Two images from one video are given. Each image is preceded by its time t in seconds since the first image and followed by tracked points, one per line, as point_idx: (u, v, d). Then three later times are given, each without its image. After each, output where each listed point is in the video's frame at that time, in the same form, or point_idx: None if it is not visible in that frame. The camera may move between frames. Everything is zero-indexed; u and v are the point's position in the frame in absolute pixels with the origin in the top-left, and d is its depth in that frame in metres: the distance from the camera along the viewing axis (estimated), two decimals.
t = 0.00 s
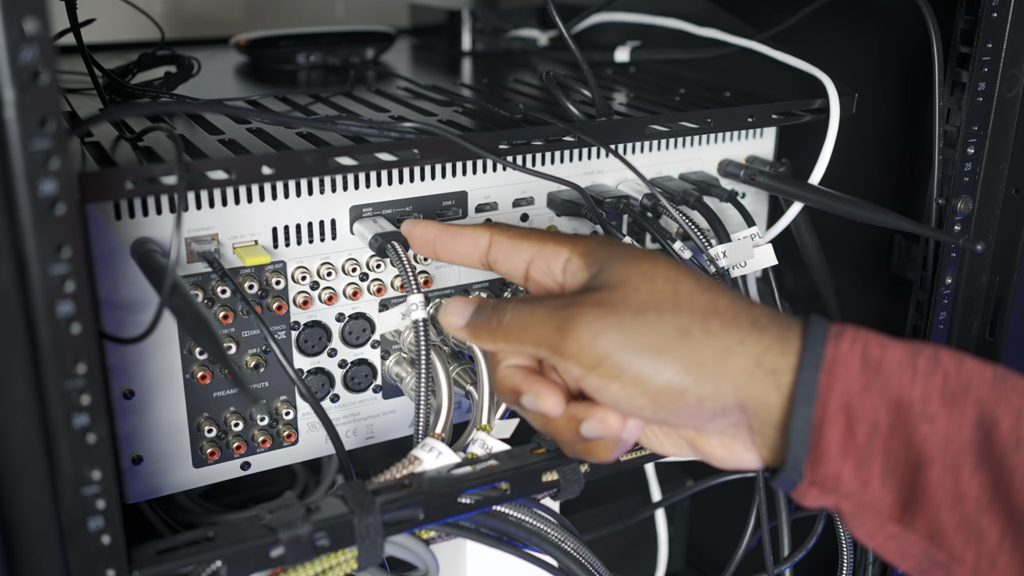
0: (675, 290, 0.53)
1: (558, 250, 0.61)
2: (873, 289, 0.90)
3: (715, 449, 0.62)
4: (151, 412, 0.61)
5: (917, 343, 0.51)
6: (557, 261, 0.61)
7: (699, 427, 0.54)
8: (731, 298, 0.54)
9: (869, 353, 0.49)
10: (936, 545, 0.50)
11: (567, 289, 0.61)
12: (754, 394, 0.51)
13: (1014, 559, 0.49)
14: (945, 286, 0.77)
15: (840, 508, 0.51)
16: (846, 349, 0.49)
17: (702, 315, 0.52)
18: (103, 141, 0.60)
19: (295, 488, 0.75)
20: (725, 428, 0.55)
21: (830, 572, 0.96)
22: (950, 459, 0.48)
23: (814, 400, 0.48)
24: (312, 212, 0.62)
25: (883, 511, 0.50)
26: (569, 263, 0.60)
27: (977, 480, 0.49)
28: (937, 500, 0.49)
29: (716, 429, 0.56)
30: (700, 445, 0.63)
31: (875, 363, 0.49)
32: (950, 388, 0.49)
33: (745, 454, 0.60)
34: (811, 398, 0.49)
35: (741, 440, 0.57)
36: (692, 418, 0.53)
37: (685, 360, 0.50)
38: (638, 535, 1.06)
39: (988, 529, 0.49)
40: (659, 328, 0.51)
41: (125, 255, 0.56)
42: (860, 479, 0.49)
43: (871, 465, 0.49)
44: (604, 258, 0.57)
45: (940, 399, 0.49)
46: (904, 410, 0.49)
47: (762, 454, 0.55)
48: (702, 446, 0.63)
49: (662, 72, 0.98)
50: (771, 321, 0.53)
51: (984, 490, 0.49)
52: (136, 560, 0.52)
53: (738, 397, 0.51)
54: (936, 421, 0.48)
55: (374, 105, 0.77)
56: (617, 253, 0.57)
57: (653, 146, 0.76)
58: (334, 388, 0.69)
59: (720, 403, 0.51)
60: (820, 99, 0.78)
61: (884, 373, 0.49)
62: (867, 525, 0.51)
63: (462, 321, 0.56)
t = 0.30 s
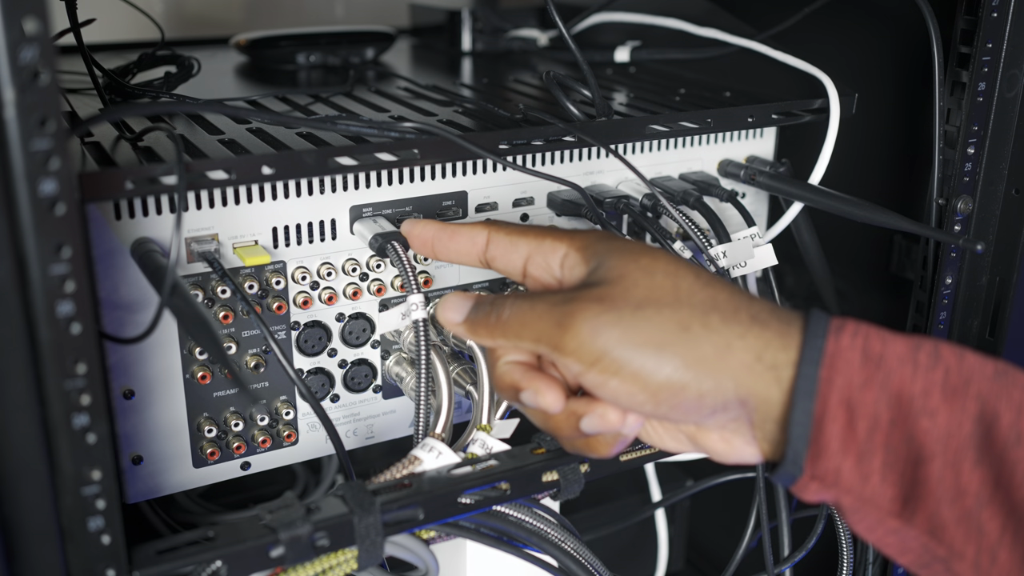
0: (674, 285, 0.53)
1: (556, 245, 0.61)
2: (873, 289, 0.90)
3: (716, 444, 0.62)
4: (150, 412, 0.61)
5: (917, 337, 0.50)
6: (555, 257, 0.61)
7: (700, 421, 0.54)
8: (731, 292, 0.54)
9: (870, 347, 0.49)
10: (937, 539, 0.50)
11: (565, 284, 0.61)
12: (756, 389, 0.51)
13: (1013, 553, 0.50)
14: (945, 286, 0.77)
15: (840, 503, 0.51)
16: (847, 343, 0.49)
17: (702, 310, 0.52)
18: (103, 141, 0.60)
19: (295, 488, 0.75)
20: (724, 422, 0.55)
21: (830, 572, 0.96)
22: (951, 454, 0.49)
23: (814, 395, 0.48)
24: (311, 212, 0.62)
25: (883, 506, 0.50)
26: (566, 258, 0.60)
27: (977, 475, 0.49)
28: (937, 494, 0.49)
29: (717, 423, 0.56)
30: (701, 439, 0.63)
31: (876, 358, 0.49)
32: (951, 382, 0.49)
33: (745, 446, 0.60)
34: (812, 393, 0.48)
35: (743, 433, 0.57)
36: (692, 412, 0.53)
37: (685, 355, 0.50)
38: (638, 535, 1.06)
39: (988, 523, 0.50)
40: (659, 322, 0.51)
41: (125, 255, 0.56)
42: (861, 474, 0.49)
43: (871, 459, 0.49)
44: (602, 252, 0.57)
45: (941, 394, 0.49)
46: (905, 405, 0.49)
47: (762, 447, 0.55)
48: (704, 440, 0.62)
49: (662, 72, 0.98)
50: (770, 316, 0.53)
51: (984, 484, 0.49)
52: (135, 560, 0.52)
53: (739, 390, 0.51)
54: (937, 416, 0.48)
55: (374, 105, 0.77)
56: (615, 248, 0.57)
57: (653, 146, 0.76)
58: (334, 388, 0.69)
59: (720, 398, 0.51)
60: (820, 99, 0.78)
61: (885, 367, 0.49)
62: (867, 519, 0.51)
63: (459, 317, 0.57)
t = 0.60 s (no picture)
0: (674, 294, 0.53)
1: (556, 253, 0.61)
2: (873, 290, 0.90)
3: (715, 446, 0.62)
4: (151, 412, 0.61)
5: (916, 345, 0.51)
6: (554, 266, 0.61)
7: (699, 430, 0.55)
8: (731, 301, 0.54)
9: (867, 355, 0.49)
10: (935, 547, 0.50)
11: (565, 293, 0.61)
12: (756, 399, 0.51)
13: (1013, 560, 0.50)
14: (945, 287, 0.77)
15: (839, 511, 0.51)
16: (846, 351, 0.49)
17: (702, 319, 0.52)
18: (103, 141, 0.60)
19: (295, 488, 0.75)
20: (724, 432, 0.55)
21: (830, 572, 0.96)
22: (949, 462, 0.49)
23: (813, 404, 0.48)
24: (311, 212, 0.62)
25: (882, 514, 0.50)
26: (566, 267, 0.60)
27: (975, 482, 0.49)
28: (935, 502, 0.49)
29: (716, 433, 0.56)
30: (701, 443, 0.63)
31: (874, 366, 0.49)
32: (948, 391, 0.49)
33: (744, 456, 0.59)
34: (811, 401, 0.48)
35: (741, 443, 0.57)
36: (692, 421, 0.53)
37: (685, 365, 0.50)
38: (638, 535, 1.06)
39: (986, 531, 0.49)
40: (659, 332, 0.51)
41: (125, 255, 0.56)
42: (859, 482, 0.49)
43: (870, 467, 0.49)
44: (602, 261, 0.57)
45: (939, 402, 0.49)
46: (903, 413, 0.49)
47: (761, 456, 0.54)
48: (703, 444, 0.62)
49: (662, 72, 0.98)
50: (770, 324, 0.53)
51: (983, 492, 0.49)
52: (135, 560, 0.52)
53: (740, 400, 0.51)
54: (935, 424, 0.49)
55: (374, 105, 0.77)
56: (615, 257, 0.57)
57: (653, 146, 0.76)
58: (334, 388, 0.69)
59: (720, 408, 0.51)
60: (820, 99, 0.78)
61: (883, 376, 0.49)
62: (866, 527, 0.51)
63: (458, 327, 0.56)
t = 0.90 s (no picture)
0: (679, 293, 0.53)
1: (560, 253, 0.61)
2: (873, 290, 0.90)
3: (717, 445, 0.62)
4: (151, 412, 0.61)
5: (915, 344, 0.51)
6: (559, 266, 0.61)
7: (703, 429, 0.55)
8: (734, 300, 0.54)
9: (867, 354, 0.49)
10: (936, 545, 0.50)
11: (569, 293, 0.61)
12: (758, 398, 0.51)
13: (1012, 558, 0.50)
14: (945, 286, 0.77)
15: (840, 509, 0.51)
16: (846, 351, 0.49)
17: (706, 318, 0.52)
18: (103, 141, 0.60)
19: (295, 488, 0.75)
20: (726, 432, 0.55)
21: (830, 572, 0.96)
22: (948, 460, 0.49)
23: (813, 402, 0.48)
24: (311, 212, 0.62)
25: (882, 512, 0.49)
26: (570, 267, 0.60)
27: (974, 480, 0.49)
28: (936, 500, 0.49)
29: (719, 432, 0.56)
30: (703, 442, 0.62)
31: (874, 365, 0.49)
32: (948, 389, 0.49)
33: (745, 455, 0.60)
34: (811, 399, 0.48)
35: (744, 442, 0.57)
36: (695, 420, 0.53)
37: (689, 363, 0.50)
38: (638, 535, 1.06)
39: (985, 528, 0.49)
40: (663, 332, 0.51)
41: (125, 255, 0.56)
42: (859, 480, 0.49)
43: (870, 466, 0.49)
44: (606, 261, 0.57)
45: (938, 401, 0.49)
46: (903, 411, 0.49)
47: (762, 456, 0.55)
48: (704, 442, 0.62)
49: (662, 72, 0.98)
50: (772, 324, 0.53)
51: (982, 490, 0.49)
52: (135, 560, 0.52)
53: (744, 399, 0.51)
54: (934, 422, 0.49)
55: (374, 105, 0.77)
56: (619, 257, 0.57)
57: (653, 146, 0.76)
58: (334, 388, 0.69)
59: (723, 406, 0.51)
60: (820, 99, 0.78)
61: (883, 375, 0.49)
62: (867, 525, 0.51)
63: (462, 326, 0.56)
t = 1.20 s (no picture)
0: (680, 291, 0.53)
1: (561, 252, 0.61)
2: (873, 290, 0.90)
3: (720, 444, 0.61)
4: (150, 412, 0.61)
5: (918, 341, 0.50)
6: (559, 264, 0.61)
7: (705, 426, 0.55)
8: (736, 299, 0.54)
9: (870, 351, 0.49)
10: (937, 541, 0.50)
11: (569, 291, 0.61)
12: (760, 394, 0.51)
13: (1015, 556, 0.49)
14: (945, 286, 0.77)
15: (842, 506, 0.51)
16: (848, 347, 0.49)
17: (708, 316, 0.52)
18: (103, 141, 0.60)
19: (294, 488, 0.75)
20: (729, 428, 0.55)
21: (830, 572, 0.96)
22: (950, 456, 0.48)
23: (815, 398, 0.49)
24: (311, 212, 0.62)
25: (885, 509, 0.50)
26: (571, 265, 0.60)
27: (977, 477, 0.49)
28: (937, 497, 0.49)
29: (721, 429, 0.56)
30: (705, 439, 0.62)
31: (876, 362, 0.49)
32: (950, 386, 0.49)
33: (748, 453, 0.60)
34: (814, 396, 0.49)
35: (746, 440, 0.57)
36: (697, 416, 0.53)
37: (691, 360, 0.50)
38: (638, 535, 1.06)
39: (988, 525, 0.49)
40: (666, 329, 0.51)
41: (125, 255, 0.56)
42: (862, 476, 0.49)
43: (872, 462, 0.49)
44: (607, 260, 0.57)
45: (941, 397, 0.49)
46: (905, 408, 0.49)
47: (765, 454, 0.54)
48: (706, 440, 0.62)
49: (662, 72, 0.98)
50: (774, 320, 0.53)
51: (984, 487, 0.49)
52: (135, 560, 0.52)
53: (747, 395, 0.51)
54: (937, 418, 0.48)
55: (374, 105, 0.77)
56: (620, 256, 0.57)
57: (653, 146, 0.76)
58: (334, 388, 0.69)
59: (725, 403, 0.51)
60: (820, 99, 0.78)
61: (885, 371, 0.49)
62: (870, 522, 0.51)
63: (462, 326, 0.55)
